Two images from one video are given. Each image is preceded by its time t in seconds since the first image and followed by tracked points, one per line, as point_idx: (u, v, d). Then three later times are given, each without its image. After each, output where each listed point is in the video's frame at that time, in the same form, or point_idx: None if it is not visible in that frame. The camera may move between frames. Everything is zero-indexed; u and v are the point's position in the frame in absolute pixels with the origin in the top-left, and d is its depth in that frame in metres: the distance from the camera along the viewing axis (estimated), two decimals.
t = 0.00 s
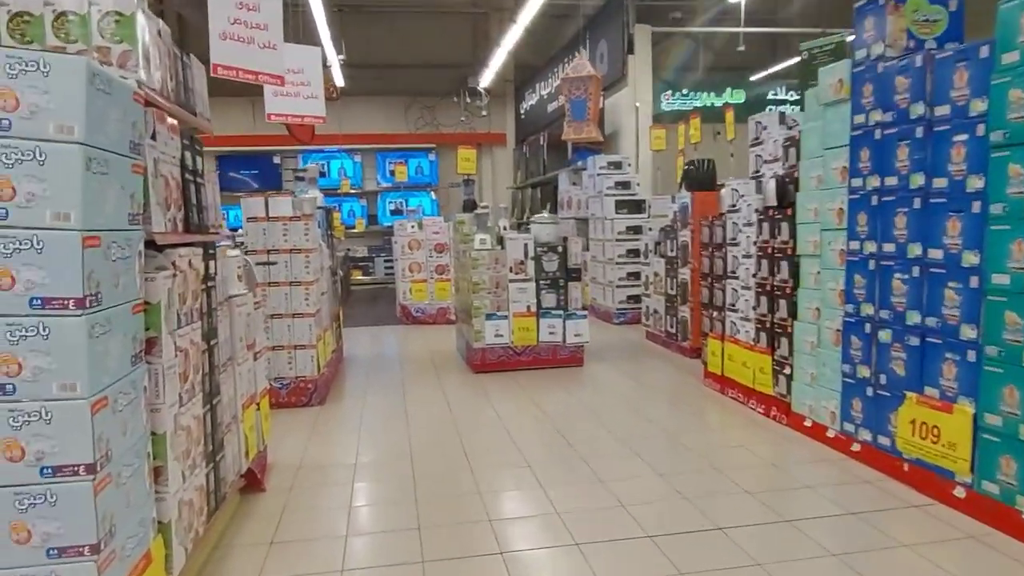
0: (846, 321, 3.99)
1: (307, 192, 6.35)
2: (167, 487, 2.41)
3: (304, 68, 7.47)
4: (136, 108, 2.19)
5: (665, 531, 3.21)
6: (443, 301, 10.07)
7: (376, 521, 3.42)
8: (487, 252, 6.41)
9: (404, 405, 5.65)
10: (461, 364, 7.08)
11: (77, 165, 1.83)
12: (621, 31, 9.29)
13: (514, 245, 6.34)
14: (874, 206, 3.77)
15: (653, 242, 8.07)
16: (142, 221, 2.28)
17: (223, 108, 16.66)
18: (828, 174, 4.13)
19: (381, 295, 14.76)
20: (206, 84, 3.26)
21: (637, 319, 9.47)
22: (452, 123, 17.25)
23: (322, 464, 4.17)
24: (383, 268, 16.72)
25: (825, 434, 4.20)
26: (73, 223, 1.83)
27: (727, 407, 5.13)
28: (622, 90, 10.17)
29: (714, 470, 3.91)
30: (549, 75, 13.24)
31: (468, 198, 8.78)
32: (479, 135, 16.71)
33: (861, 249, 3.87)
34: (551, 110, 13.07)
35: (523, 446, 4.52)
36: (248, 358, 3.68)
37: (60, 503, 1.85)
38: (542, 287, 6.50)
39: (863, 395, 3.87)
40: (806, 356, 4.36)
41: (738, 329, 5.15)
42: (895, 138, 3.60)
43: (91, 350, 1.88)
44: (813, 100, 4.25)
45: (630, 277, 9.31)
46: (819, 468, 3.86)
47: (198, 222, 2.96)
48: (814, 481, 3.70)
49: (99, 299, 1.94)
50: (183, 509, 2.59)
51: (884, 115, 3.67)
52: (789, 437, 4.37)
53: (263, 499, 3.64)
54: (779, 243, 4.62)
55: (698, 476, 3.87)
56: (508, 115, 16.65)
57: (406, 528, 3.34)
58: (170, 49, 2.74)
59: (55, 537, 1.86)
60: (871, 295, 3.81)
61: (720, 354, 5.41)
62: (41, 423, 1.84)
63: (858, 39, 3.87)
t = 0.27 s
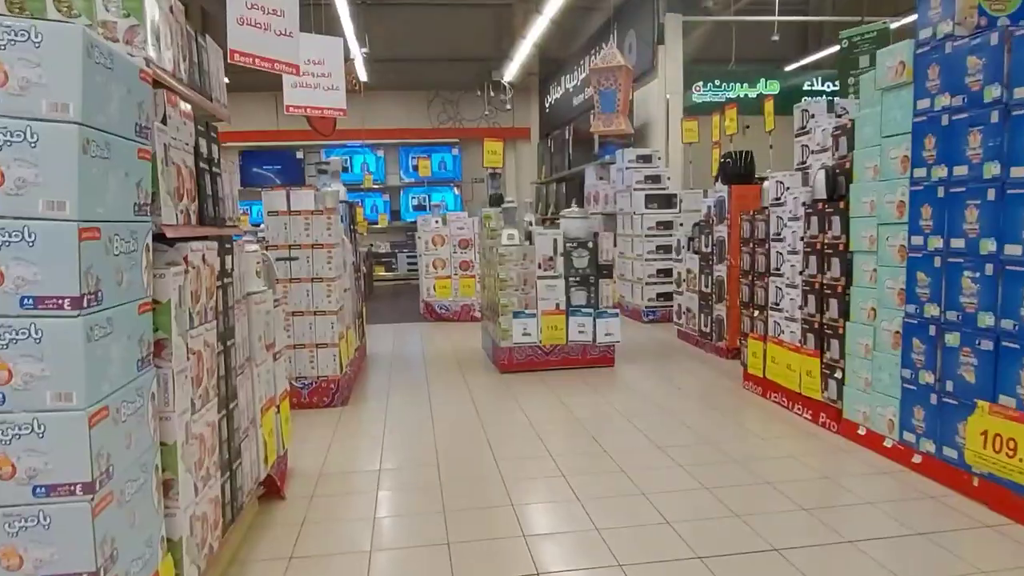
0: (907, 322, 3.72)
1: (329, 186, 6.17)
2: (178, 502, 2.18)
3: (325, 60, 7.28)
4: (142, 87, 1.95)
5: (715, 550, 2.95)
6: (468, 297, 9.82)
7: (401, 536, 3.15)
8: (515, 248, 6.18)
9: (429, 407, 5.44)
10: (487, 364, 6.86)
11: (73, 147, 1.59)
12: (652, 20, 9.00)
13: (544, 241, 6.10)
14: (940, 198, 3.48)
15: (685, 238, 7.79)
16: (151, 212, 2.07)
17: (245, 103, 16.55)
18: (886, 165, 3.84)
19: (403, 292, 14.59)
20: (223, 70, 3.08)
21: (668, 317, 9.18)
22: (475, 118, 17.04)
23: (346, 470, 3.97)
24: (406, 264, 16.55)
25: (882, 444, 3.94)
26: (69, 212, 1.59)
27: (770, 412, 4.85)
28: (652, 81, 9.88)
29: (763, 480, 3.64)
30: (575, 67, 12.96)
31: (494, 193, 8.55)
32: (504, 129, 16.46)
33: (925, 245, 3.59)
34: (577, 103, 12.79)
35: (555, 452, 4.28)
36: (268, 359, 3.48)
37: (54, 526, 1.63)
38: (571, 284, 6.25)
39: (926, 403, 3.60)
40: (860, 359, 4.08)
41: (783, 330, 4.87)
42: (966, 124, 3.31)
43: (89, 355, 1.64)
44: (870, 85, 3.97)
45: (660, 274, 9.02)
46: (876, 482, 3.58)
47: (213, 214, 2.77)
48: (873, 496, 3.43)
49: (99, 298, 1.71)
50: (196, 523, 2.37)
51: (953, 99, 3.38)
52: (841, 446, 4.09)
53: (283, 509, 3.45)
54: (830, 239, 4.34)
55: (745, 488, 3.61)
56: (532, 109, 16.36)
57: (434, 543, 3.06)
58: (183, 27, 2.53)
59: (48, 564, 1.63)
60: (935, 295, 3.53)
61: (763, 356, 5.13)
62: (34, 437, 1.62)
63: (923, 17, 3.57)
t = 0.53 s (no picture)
0: (949, 331, 3.46)
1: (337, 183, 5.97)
2: (163, 531, 1.97)
3: (332, 52, 7.08)
4: (119, 69, 1.77)
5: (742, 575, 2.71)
6: (478, 298, 9.63)
7: (408, 559, 2.93)
8: (528, 248, 5.96)
9: (438, 412, 5.23)
10: (498, 367, 6.65)
11: (34, 136, 1.38)
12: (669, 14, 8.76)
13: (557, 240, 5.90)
14: (989, 198, 3.24)
15: (703, 238, 7.55)
16: (132, 210, 1.88)
17: (253, 97, 16.40)
18: (928, 163, 3.60)
19: (412, 290, 14.40)
20: (221, 58, 2.88)
21: (683, 319, 8.94)
22: (485, 115, 16.77)
23: (349, 483, 3.77)
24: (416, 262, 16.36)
25: (917, 460, 3.68)
26: (27, 211, 1.38)
27: (796, 423, 4.61)
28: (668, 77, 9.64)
29: (794, 499, 3.41)
30: (588, 63, 12.71)
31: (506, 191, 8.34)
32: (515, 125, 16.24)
33: (971, 249, 3.34)
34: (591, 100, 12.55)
35: (570, 464, 4.06)
36: (268, 367, 3.28)
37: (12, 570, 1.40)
38: (586, 286, 6.02)
39: (970, 418, 3.35)
40: (895, 369, 3.84)
41: (810, 336, 4.63)
42: (1020, 119, 3.07)
43: (51, 375, 1.42)
44: (911, 77, 3.73)
45: (676, 275, 8.78)
46: (914, 501, 3.34)
47: (207, 212, 2.56)
48: (912, 517, 3.18)
49: (65, 308, 1.50)
50: (185, 551, 2.16)
51: (1004, 92, 3.14)
52: (875, 461, 3.84)
53: (282, 526, 3.24)
54: (863, 242, 4.09)
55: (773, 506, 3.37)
56: (544, 106, 16.13)
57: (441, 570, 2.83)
58: (172, 9, 2.33)
59: None
60: (982, 302, 3.28)
61: (787, 364, 4.89)
62: None
63: (970, 5, 3.33)
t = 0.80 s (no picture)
0: (989, 335, 3.21)
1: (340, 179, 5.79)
2: (126, 563, 1.78)
3: (336, 46, 6.89)
4: (69, 47, 1.59)
5: None
6: (488, 297, 9.43)
7: None
8: (538, 246, 5.74)
9: (444, 417, 5.03)
10: (508, 369, 6.44)
11: None
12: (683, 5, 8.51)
13: (569, 238, 5.69)
14: None
15: (719, 235, 7.30)
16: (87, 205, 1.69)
17: (262, 95, 16.22)
18: (965, 153, 3.35)
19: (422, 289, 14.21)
20: (205, 43, 2.69)
21: (699, 319, 8.68)
22: (496, 111, 16.22)
23: (349, 496, 3.58)
24: (426, 261, 16.19)
25: (954, 472, 3.42)
26: None
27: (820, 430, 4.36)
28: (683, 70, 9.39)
29: (822, 514, 3.18)
30: (600, 57, 12.45)
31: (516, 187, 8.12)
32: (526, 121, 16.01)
33: (1014, 245, 3.09)
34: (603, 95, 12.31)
35: (582, 473, 3.84)
36: (259, 374, 3.09)
37: None
38: (599, 286, 5.79)
39: (1013, 428, 3.09)
40: (930, 375, 3.59)
41: (835, 338, 4.38)
42: None
43: None
44: (947, 62, 3.48)
45: (691, 273, 8.53)
46: (952, 517, 3.09)
47: (186, 208, 2.37)
48: (951, 535, 2.94)
49: None
50: None
51: None
52: (907, 472, 3.60)
53: (275, 544, 3.05)
54: (893, 238, 3.84)
55: (799, 522, 3.14)
56: (555, 102, 15.85)
57: None
58: None
59: None
60: None
61: (811, 367, 4.64)
62: None
63: None
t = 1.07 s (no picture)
0: (1021, 343, 2.97)
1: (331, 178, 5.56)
2: None
3: (329, 41, 6.64)
4: None
5: None
6: (488, 299, 9.20)
7: None
8: (537, 247, 5.51)
9: (439, 426, 4.81)
10: (507, 375, 6.21)
11: None
12: None
13: (568, 237, 5.48)
14: None
15: (725, 234, 7.06)
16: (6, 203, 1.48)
17: (257, 95, 15.91)
18: (993, 146, 3.11)
19: (422, 290, 13.98)
20: (167, 30, 2.47)
21: (704, 321, 8.44)
22: (496, 109, 16.02)
23: (333, 516, 3.35)
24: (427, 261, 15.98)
25: (982, 490, 3.19)
26: None
27: (835, 441, 4.12)
28: (687, 65, 9.17)
29: (838, 536, 2.96)
30: (602, 53, 12.20)
31: (515, 186, 7.89)
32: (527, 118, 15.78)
33: None
34: (605, 91, 12.07)
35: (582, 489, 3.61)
36: (232, 388, 2.86)
37: None
38: (600, 288, 5.57)
39: None
40: (954, 385, 3.35)
41: (850, 344, 4.15)
42: None
43: None
44: (972, 48, 3.23)
45: (696, 274, 8.30)
46: (982, 540, 2.86)
47: (140, 209, 2.14)
48: (982, 561, 2.70)
49: None
50: None
51: None
52: (931, 489, 3.36)
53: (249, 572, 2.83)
54: (914, 238, 3.60)
55: (816, 544, 2.90)
56: (557, 100, 15.62)
57: None
58: None
59: None
60: None
61: (824, 374, 4.41)
62: None
63: None
